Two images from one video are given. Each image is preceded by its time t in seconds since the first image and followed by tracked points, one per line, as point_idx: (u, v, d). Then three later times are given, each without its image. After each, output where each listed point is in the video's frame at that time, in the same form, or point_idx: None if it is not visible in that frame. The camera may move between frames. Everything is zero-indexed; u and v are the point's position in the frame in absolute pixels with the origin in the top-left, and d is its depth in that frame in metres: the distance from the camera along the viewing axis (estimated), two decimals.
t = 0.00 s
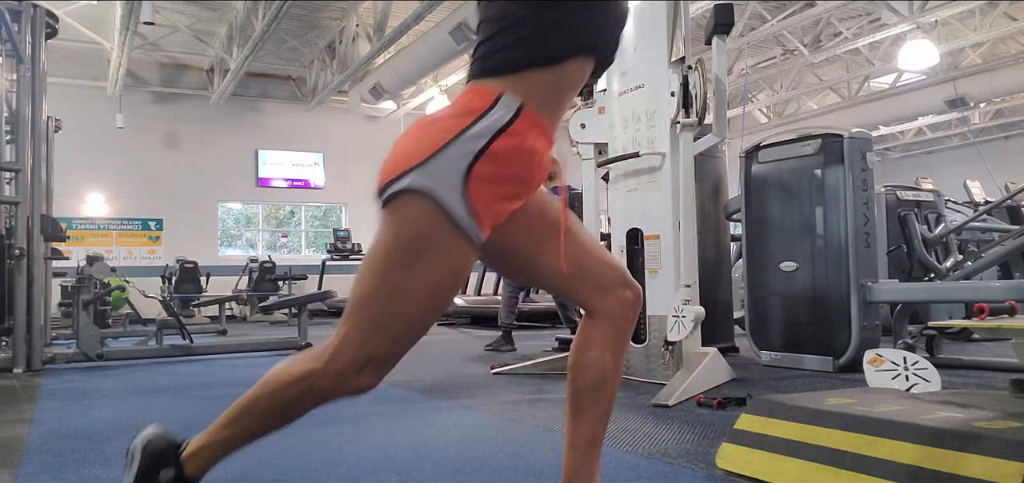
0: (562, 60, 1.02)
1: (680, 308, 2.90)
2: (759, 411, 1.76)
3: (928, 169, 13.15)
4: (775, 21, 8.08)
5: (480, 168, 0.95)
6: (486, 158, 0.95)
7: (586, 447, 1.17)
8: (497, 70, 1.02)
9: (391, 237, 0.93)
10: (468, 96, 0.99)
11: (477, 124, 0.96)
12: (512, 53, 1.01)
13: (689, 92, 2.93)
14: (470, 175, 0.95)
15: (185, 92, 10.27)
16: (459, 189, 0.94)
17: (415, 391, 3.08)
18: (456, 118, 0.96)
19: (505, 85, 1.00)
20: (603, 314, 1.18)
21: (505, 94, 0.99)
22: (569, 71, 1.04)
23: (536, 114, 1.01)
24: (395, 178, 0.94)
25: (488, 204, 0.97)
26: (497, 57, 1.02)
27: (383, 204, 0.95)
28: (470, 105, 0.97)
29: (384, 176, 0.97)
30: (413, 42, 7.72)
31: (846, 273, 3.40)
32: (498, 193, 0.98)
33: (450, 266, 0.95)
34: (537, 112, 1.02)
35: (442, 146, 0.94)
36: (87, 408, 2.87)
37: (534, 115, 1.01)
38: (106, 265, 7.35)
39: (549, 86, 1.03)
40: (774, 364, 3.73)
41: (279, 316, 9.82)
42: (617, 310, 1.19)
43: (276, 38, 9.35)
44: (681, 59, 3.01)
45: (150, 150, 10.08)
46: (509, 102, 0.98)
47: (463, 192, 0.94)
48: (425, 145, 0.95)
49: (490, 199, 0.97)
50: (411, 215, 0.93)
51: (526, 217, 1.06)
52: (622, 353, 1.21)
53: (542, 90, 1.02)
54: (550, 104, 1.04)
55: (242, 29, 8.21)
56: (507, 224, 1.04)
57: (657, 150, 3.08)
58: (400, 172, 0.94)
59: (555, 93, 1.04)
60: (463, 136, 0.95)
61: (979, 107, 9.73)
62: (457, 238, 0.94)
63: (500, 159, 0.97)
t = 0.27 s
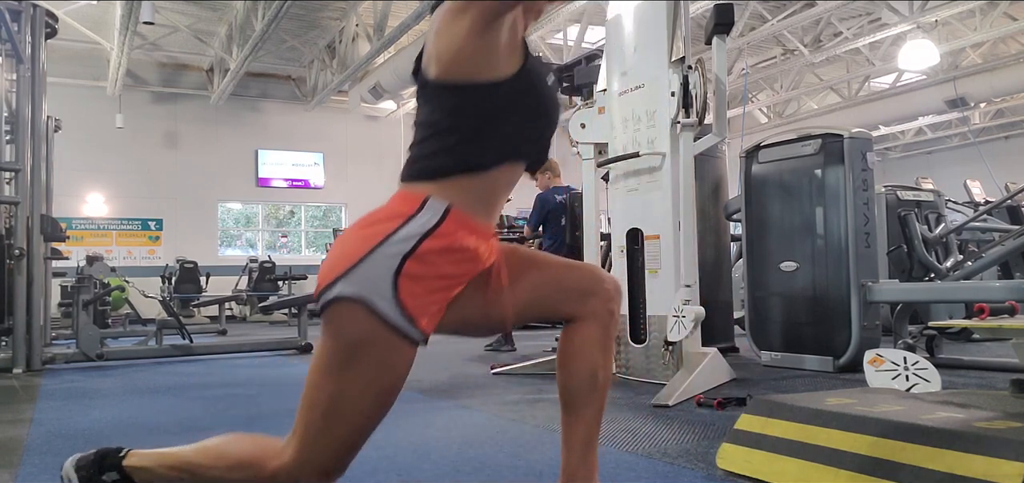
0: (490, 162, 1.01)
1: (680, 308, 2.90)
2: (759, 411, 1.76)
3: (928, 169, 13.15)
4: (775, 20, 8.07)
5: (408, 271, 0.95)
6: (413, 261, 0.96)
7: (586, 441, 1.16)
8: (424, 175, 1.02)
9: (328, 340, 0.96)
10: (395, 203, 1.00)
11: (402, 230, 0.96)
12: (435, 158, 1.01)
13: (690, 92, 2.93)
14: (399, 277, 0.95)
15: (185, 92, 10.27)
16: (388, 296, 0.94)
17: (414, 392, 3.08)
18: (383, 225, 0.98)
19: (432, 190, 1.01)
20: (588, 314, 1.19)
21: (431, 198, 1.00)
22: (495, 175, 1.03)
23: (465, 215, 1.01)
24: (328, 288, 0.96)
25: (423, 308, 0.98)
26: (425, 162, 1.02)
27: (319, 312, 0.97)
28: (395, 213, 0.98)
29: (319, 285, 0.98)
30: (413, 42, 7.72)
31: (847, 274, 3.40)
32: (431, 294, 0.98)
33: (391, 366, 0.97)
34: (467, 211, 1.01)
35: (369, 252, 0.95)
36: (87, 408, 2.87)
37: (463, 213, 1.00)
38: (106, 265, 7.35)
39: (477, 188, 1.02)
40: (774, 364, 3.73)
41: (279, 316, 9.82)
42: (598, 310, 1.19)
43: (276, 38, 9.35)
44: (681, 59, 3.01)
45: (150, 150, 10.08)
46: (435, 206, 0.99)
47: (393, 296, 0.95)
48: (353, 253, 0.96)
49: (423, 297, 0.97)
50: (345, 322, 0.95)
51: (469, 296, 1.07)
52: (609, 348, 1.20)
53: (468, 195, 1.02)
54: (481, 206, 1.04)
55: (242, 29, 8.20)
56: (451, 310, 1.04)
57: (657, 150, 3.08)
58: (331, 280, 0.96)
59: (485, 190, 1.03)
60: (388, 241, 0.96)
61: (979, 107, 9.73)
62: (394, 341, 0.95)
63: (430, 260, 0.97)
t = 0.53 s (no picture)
0: (447, 210, 1.03)
1: (680, 308, 2.90)
2: (759, 411, 1.76)
3: (928, 169, 13.15)
4: (775, 20, 8.07)
5: (375, 315, 0.97)
6: (378, 303, 0.97)
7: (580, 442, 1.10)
8: (386, 221, 1.04)
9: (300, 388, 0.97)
10: (358, 250, 1.02)
11: (367, 275, 0.98)
12: (395, 204, 1.03)
13: (690, 92, 2.93)
14: (366, 319, 0.96)
15: (185, 92, 10.27)
16: (360, 341, 0.96)
17: (414, 392, 3.08)
18: (347, 270, 0.99)
19: (393, 235, 1.03)
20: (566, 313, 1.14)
21: (392, 243, 1.01)
22: (456, 220, 1.05)
23: (427, 257, 1.02)
24: (296, 337, 0.97)
25: (396, 348, 0.99)
26: (386, 209, 1.04)
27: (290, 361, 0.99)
28: (358, 258, 1.00)
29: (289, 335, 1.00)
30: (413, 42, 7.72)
31: (847, 274, 3.40)
32: (403, 335, 1.00)
33: (366, 407, 0.97)
34: (429, 255, 1.03)
35: (334, 296, 0.97)
36: (87, 408, 2.87)
37: (425, 255, 1.02)
38: (106, 265, 7.35)
39: (440, 231, 1.04)
40: (774, 364, 3.73)
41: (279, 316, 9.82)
42: (574, 308, 1.14)
43: (276, 38, 9.35)
44: (681, 58, 3.01)
45: (150, 150, 10.08)
46: (396, 250, 1.00)
47: (361, 338, 0.96)
48: (318, 299, 0.97)
49: (390, 337, 0.98)
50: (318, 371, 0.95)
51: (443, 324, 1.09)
52: (590, 342, 1.15)
53: (431, 238, 1.03)
54: (443, 250, 1.05)
55: (242, 29, 8.21)
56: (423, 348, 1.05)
57: (657, 150, 3.08)
58: (299, 329, 0.97)
59: (446, 235, 1.05)
60: (352, 287, 0.97)
61: (980, 107, 9.73)
62: (370, 383, 0.97)
63: (398, 302, 0.98)
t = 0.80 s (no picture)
0: (449, 136, 1.04)
1: (680, 308, 2.91)
2: (759, 411, 1.76)
3: (929, 169, 13.15)
4: (775, 20, 8.07)
5: (372, 231, 0.97)
6: (377, 222, 0.98)
7: (579, 440, 1.14)
8: (388, 150, 1.05)
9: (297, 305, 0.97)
10: (362, 176, 1.03)
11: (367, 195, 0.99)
12: (396, 133, 1.04)
13: (690, 92, 2.94)
14: (364, 240, 0.97)
15: (185, 92, 10.27)
16: (353, 254, 0.96)
17: (414, 392, 3.08)
18: (348, 194, 1.01)
19: (395, 161, 1.03)
20: (569, 306, 1.16)
21: (394, 168, 1.02)
22: (459, 148, 1.06)
23: (430, 184, 1.03)
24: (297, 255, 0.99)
25: (392, 269, 0.99)
26: (388, 138, 1.05)
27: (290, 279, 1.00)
28: (360, 182, 1.01)
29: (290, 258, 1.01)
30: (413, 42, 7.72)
31: (847, 274, 3.40)
32: (399, 258, 0.99)
33: (359, 324, 0.97)
34: (433, 183, 1.03)
35: (335, 216, 0.98)
36: (87, 408, 2.87)
37: (428, 183, 1.02)
38: (106, 265, 7.34)
39: (442, 162, 1.04)
40: (774, 364, 3.73)
41: (279, 316, 9.82)
42: (579, 302, 1.17)
43: (276, 38, 9.35)
44: (681, 59, 3.01)
45: (150, 150, 10.08)
46: (397, 175, 1.01)
47: (358, 256, 0.96)
48: (319, 221, 0.99)
49: (388, 260, 0.98)
50: (313, 285, 0.96)
51: (444, 269, 1.08)
52: (593, 340, 1.18)
53: (432, 166, 1.04)
54: (448, 179, 1.05)
55: (242, 29, 8.21)
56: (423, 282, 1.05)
57: (657, 150, 3.08)
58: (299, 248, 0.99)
59: (450, 164, 1.05)
60: (352, 208, 0.98)
61: (980, 107, 9.73)
62: (360, 302, 0.96)
63: (394, 224, 0.98)
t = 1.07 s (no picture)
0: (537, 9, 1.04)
1: (680, 308, 2.91)
2: (759, 411, 1.77)
3: (929, 169, 13.15)
4: (775, 21, 8.08)
5: (465, 110, 0.96)
6: (468, 100, 0.96)
7: (575, 442, 1.17)
8: (475, 27, 1.04)
9: (394, 181, 0.95)
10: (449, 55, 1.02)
11: (457, 71, 0.97)
12: (484, 9, 1.04)
13: (690, 92, 2.95)
14: (457, 115, 0.96)
15: (185, 92, 10.28)
16: (445, 131, 0.95)
17: (414, 392, 3.08)
18: (437, 71, 0.99)
19: (484, 38, 1.02)
20: (589, 308, 1.17)
21: (483, 44, 1.01)
22: (543, 24, 1.05)
23: (518, 62, 1.01)
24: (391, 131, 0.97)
25: (479, 152, 0.97)
26: (474, 17, 1.04)
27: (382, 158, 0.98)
28: (449, 59, 0.99)
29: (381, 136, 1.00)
30: (413, 42, 7.72)
31: (847, 274, 3.40)
32: (486, 143, 0.98)
33: (451, 203, 0.95)
34: (520, 60, 1.02)
35: (428, 92, 0.96)
36: (87, 408, 2.87)
37: (515, 61, 1.01)
38: (106, 265, 7.34)
39: (528, 42, 1.03)
40: (774, 364, 3.73)
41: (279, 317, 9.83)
42: (604, 296, 1.17)
43: (276, 38, 9.35)
44: (681, 59, 3.02)
45: (150, 150, 10.08)
46: (487, 50, 0.99)
47: (451, 131, 0.95)
48: (411, 99, 0.97)
49: (478, 138, 0.97)
50: (407, 161, 0.94)
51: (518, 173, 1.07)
52: (607, 347, 1.19)
53: (519, 45, 1.02)
54: (535, 58, 1.05)
55: (242, 29, 8.21)
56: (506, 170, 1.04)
57: (656, 150, 3.08)
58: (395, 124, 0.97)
59: (537, 43, 1.05)
60: (442, 85, 0.96)
61: (980, 107, 9.73)
62: (452, 180, 0.95)
63: (485, 104, 0.97)
